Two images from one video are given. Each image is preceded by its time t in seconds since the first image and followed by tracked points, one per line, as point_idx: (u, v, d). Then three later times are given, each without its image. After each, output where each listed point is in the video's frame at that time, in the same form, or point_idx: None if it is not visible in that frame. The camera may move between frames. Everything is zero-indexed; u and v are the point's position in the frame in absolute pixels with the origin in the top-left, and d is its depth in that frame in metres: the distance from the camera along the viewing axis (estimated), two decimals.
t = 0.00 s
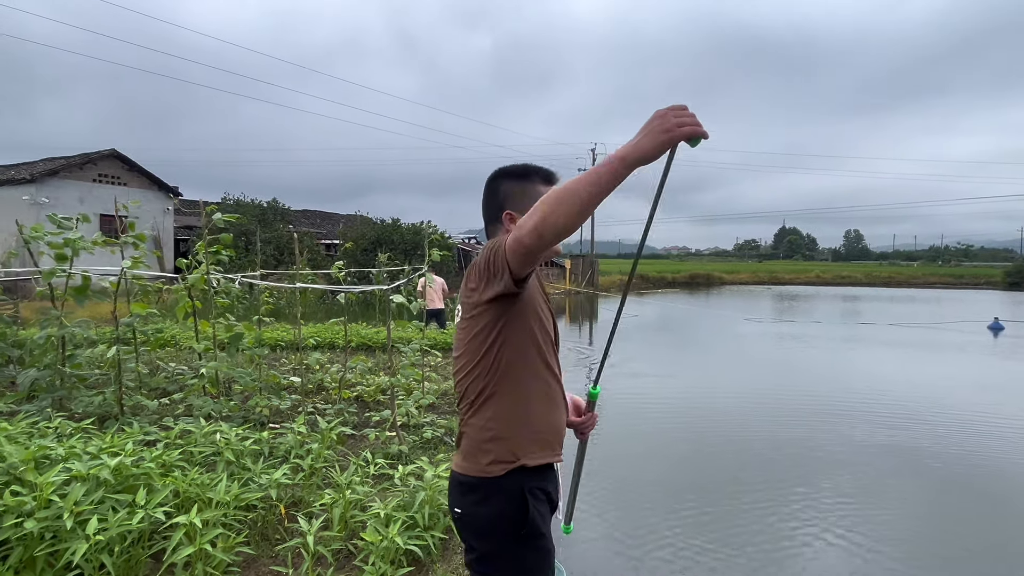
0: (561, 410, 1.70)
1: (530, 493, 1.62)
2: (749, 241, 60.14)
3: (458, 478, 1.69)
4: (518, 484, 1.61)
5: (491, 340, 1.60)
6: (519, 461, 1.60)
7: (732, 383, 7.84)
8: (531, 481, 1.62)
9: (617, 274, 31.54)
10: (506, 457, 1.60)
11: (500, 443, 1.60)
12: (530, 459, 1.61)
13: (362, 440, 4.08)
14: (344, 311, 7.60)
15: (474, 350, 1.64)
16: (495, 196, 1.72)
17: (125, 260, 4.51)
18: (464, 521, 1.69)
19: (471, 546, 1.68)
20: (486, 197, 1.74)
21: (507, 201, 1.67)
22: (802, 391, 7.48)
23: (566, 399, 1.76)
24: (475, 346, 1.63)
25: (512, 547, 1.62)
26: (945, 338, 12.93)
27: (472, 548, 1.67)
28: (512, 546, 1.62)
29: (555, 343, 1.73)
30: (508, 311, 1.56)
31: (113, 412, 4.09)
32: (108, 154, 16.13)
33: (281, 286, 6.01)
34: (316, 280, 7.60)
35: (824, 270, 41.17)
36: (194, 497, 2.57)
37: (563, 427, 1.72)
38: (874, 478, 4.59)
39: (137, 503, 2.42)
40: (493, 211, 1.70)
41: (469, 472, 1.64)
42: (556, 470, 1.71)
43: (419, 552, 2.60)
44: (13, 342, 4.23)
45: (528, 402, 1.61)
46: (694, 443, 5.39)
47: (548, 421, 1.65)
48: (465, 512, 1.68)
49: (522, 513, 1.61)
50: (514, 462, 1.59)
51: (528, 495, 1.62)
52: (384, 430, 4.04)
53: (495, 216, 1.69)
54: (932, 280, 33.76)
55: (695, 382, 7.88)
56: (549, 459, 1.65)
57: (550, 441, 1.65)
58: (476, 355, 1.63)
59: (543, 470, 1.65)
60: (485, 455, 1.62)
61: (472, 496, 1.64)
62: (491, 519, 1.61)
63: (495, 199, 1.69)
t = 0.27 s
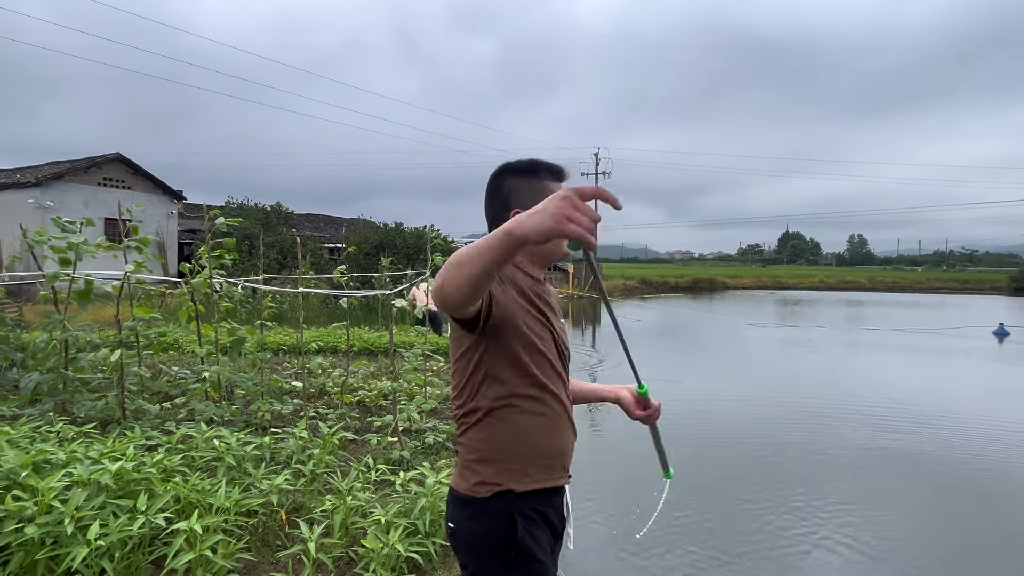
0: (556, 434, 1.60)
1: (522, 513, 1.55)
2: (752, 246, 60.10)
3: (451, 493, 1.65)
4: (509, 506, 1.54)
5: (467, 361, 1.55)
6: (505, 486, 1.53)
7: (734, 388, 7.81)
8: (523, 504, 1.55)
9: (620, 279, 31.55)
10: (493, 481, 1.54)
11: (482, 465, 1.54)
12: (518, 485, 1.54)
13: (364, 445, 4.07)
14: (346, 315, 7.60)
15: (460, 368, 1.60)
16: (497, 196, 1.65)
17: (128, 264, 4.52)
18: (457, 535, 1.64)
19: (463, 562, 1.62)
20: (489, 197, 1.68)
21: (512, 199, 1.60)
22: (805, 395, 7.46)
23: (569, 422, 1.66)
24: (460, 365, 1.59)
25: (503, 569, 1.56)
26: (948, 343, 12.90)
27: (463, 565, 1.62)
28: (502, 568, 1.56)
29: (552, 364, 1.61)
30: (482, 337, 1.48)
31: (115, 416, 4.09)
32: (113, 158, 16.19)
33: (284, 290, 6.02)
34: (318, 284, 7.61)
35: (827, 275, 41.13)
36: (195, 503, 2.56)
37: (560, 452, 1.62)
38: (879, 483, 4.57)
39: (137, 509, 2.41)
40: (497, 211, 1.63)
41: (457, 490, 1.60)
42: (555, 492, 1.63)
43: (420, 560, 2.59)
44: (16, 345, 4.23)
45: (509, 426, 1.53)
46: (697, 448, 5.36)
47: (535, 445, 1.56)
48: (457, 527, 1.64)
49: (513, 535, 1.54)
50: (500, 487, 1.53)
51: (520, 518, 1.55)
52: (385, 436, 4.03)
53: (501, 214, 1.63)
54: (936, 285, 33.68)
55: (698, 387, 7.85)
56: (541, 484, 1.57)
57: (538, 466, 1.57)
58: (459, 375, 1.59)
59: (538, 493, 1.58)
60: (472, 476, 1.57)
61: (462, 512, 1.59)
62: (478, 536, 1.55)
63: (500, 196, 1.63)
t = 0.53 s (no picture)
0: (534, 444, 1.57)
1: (511, 520, 1.58)
2: (755, 249, 60.01)
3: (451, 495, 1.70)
4: (495, 512, 1.57)
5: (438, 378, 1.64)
6: (488, 495, 1.57)
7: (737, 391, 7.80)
8: (509, 512, 1.57)
9: (623, 281, 31.55)
10: (477, 488, 1.58)
11: (467, 471, 1.60)
12: (502, 494, 1.56)
13: (366, 447, 4.08)
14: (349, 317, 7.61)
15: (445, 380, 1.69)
16: (503, 184, 1.69)
17: (132, 266, 4.53)
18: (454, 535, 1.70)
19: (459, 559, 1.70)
20: (494, 184, 1.72)
21: (524, 189, 1.66)
22: (809, 399, 7.44)
23: (558, 432, 1.61)
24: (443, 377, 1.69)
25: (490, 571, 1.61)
26: (952, 347, 12.85)
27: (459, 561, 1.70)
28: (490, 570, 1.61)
29: (517, 373, 1.58)
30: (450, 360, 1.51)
31: (118, 418, 4.10)
32: (118, 160, 16.23)
33: (287, 292, 6.02)
34: (321, 286, 7.62)
35: (830, 278, 41.05)
36: (197, 504, 2.57)
37: (547, 463, 1.59)
38: (883, 488, 4.54)
39: (140, 510, 2.42)
40: (505, 200, 1.67)
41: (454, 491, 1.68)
42: (551, 504, 1.63)
43: (421, 563, 2.58)
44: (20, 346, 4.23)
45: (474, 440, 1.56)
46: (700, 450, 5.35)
47: (507, 456, 1.56)
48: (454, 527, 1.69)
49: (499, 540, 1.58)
50: (482, 495, 1.57)
51: (507, 524, 1.58)
52: (388, 438, 4.03)
53: (509, 206, 1.67)
54: (939, 289, 33.60)
55: (701, 390, 7.83)
56: (525, 495, 1.57)
57: (515, 475, 1.57)
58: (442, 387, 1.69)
59: (528, 504, 1.58)
60: (462, 479, 1.63)
61: (455, 513, 1.66)
62: (469, 538, 1.60)
63: (509, 187, 1.67)
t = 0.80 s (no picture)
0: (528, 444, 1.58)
1: (502, 516, 1.59)
2: (756, 251, 59.99)
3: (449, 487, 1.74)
4: (487, 508, 1.60)
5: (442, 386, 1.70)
6: (478, 488, 1.60)
7: (738, 392, 7.80)
8: (500, 508, 1.59)
9: (624, 282, 31.55)
10: (469, 481, 1.62)
11: (461, 464, 1.64)
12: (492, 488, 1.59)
13: (366, 447, 4.08)
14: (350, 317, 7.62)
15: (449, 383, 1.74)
16: (498, 186, 1.71)
17: (134, 266, 4.53)
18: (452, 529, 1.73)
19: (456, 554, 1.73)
20: (490, 185, 1.73)
21: (519, 190, 1.67)
22: (809, 400, 7.44)
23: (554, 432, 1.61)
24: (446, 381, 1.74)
25: (481, 566, 1.63)
26: (953, 349, 12.85)
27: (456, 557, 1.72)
28: (480, 565, 1.63)
29: (513, 374, 1.60)
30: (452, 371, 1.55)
31: (119, 418, 4.10)
32: (119, 161, 16.26)
33: (288, 292, 6.03)
34: (322, 287, 7.63)
35: (831, 280, 41.04)
36: (198, 504, 2.57)
37: (538, 462, 1.60)
38: (883, 490, 4.53)
39: (141, 509, 2.43)
40: (501, 201, 1.68)
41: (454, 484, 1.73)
42: (545, 503, 1.63)
43: (421, 563, 2.59)
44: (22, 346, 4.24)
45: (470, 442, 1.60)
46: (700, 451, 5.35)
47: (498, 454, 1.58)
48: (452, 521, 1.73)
49: (490, 536, 1.59)
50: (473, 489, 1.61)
51: (499, 521, 1.59)
52: (388, 438, 4.04)
53: (504, 208, 1.68)
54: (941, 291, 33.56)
55: (702, 391, 7.83)
56: (515, 494, 1.58)
57: (505, 473, 1.58)
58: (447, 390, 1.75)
59: (519, 502, 1.59)
60: (458, 472, 1.67)
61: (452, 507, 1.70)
62: (463, 531, 1.63)
63: (504, 188, 1.68)
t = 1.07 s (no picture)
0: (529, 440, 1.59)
1: (505, 511, 1.60)
2: (756, 251, 60.00)
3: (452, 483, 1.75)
4: (490, 503, 1.61)
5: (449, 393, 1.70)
6: (482, 485, 1.61)
7: (738, 392, 7.80)
8: (504, 503, 1.60)
9: (625, 283, 31.57)
10: (473, 477, 1.63)
11: (465, 461, 1.65)
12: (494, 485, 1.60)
13: (367, 446, 4.09)
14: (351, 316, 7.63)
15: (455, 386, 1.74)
16: (500, 187, 1.72)
17: (135, 265, 4.54)
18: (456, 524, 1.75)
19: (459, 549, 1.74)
20: (493, 185, 1.74)
21: (521, 190, 1.68)
22: (810, 400, 7.44)
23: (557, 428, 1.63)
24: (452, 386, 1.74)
25: (484, 560, 1.64)
26: (954, 349, 12.85)
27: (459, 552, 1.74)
28: (484, 559, 1.64)
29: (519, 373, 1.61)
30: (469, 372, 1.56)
31: (120, 417, 4.11)
32: (121, 161, 16.28)
33: (289, 292, 6.04)
34: (323, 287, 7.64)
35: (832, 280, 41.04)
36: (200, 502, 2.58)
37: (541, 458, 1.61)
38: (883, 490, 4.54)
39: (143, 507, 2.44)
40: (504, 201, 1.69)
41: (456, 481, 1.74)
42: (547, 498, 1.64)
43: (422, 561, 2.60)
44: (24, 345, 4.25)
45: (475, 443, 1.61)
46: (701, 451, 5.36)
47: (500, 451, 1.59)
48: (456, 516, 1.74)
49: (494, 531, 1.61)
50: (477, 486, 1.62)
51: (502, 515, 1.61)
52: (389, 437, 4.04)
53: (508, 208, 1.69)
54: (941, 292, 33.55)
55: (702, 391, 7.83)
56: (517, 489, 1.60)
57: (508, 469, 1.59)
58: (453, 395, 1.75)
59: (521, 497, 1.60)
60: (461, 469, 1.68)
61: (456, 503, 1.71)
62: (466, 526, 1.65)
63: (507, 188, 1.69)
